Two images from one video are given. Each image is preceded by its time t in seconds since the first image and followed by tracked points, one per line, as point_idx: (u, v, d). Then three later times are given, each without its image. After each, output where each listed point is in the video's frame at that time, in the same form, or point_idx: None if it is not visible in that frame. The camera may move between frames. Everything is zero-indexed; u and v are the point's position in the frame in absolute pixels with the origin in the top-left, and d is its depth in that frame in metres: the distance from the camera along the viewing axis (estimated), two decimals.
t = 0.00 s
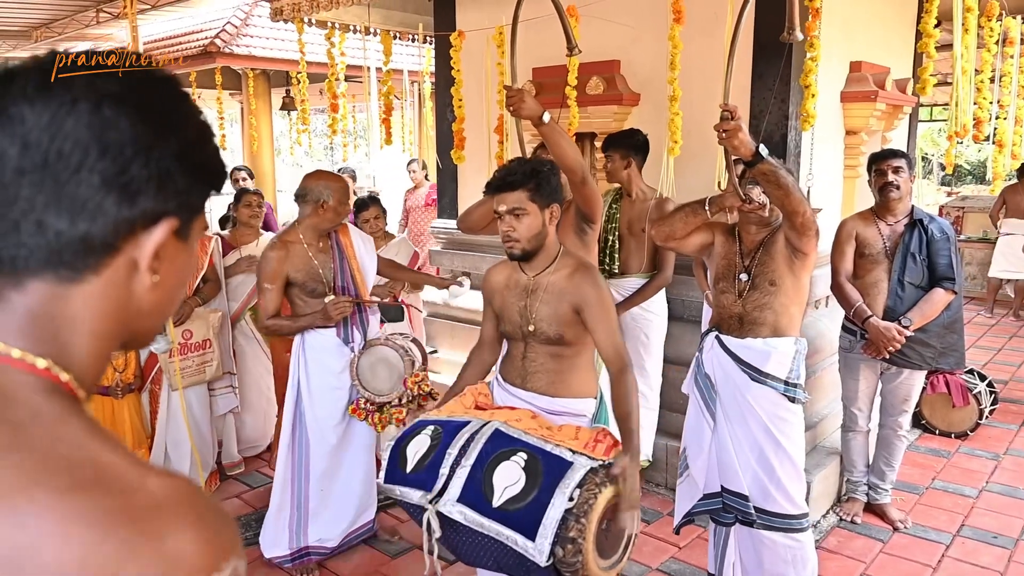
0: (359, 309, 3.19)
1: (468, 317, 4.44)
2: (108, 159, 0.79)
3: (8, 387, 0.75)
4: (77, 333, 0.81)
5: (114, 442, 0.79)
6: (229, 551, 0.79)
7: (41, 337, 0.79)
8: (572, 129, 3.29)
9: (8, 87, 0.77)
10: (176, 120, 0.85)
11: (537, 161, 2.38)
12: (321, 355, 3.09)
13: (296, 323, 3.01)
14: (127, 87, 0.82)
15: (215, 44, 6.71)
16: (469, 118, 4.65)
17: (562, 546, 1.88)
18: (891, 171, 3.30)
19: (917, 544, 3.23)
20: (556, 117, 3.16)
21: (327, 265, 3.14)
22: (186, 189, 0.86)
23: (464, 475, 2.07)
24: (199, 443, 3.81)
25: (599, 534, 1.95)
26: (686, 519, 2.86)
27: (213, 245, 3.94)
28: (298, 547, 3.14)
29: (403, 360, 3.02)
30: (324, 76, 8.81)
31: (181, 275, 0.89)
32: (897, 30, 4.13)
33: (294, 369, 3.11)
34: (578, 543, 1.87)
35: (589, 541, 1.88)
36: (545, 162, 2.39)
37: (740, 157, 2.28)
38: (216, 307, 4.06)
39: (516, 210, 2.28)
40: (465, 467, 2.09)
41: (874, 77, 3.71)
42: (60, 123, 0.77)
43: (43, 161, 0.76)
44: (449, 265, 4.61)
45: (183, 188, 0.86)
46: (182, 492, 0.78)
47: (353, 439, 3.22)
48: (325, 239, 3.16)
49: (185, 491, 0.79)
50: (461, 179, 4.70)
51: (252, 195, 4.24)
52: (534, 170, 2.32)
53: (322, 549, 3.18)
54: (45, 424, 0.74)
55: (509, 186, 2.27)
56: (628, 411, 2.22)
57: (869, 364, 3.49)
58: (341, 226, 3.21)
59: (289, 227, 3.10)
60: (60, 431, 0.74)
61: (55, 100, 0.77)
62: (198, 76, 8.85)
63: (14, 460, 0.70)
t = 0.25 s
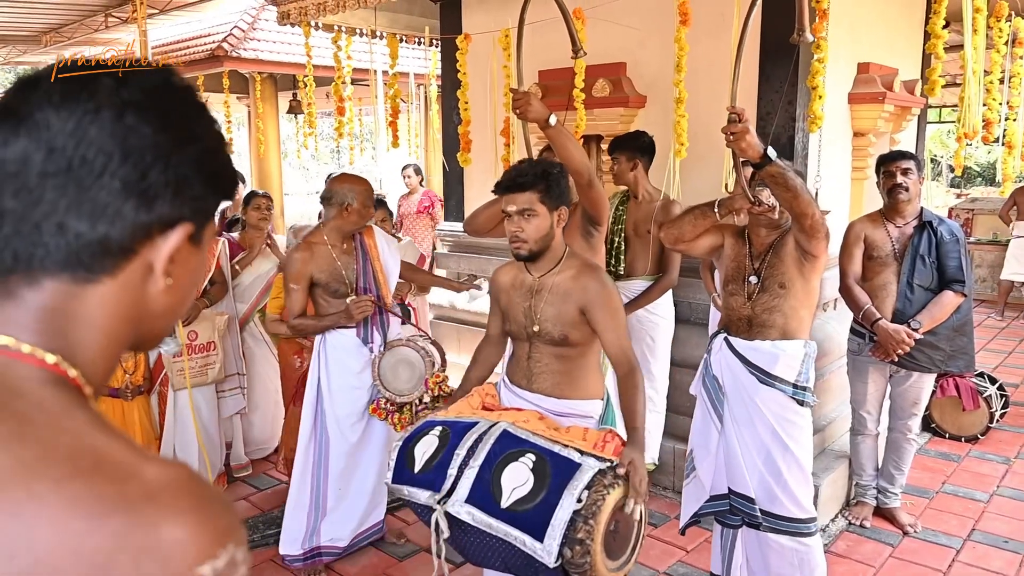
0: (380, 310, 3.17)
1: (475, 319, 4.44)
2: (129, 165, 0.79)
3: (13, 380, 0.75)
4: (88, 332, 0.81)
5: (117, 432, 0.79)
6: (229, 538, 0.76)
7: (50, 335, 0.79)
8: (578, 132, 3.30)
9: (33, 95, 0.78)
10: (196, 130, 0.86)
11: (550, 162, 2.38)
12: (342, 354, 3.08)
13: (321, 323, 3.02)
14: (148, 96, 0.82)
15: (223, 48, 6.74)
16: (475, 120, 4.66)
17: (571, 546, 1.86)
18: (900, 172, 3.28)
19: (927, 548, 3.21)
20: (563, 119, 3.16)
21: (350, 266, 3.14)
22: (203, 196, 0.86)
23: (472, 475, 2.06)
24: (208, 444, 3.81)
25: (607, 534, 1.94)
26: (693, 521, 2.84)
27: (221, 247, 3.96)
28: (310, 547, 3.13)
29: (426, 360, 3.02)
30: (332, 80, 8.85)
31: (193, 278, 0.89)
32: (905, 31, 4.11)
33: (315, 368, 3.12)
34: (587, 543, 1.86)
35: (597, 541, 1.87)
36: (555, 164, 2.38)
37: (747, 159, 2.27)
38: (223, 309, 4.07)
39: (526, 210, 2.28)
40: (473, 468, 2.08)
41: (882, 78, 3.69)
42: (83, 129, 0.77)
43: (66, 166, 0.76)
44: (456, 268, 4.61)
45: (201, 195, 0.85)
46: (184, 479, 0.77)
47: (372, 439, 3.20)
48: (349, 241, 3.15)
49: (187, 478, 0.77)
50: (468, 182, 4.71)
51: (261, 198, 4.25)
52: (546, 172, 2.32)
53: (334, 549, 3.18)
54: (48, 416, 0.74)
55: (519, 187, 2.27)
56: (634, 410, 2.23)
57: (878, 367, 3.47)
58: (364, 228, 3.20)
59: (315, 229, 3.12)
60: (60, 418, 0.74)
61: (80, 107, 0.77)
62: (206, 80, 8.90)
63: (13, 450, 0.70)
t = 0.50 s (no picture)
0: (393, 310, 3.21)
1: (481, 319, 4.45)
2: (115, 158, 0.79)
3: (7, 382, 0.78)
4: (78, 328, 0.83)
5: (110, 436, 0.82)
6: (218, 537, 0.78)
7: (40, 333, 0.81)
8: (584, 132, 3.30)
9: (15, 88, 0.78)
10: (182, 119, 0.86)
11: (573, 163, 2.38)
12: (355, 354, 3.09)
13: (335, 322, 3.03)
14: (131, 86, 0.82)
15: (230, 49, 6.77)
16: (482, 122, 4.66)
17: (583, 554, 1.88)
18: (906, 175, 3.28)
19: (933, 551, 3.20)
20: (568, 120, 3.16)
21: (366, 265, 3.15)
22: (193, 187, 0.86)
23: (483, 482, 2.09)
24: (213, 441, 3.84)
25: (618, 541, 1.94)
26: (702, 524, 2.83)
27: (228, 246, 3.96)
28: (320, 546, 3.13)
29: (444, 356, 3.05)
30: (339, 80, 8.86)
31: (185, 269, 0.89)
32: (912, 33, 4.11)
33: (328, 367, 3.12)
34: (599, 552, 1.87)
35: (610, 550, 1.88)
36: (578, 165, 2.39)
37: (755, 160, 2.26)
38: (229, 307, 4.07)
39: (550, 208, 2.28)
40: (483, 475, 2.09)
41: (889, 80, 3.68)
42: (67, 123, 0.78)
43: (51, 160, 0.77)
44: (461, 269, 4.61)
45: (191, 186, 0.85)
46: (171, 480, 0.79)
47: (383, 437, 3.19)
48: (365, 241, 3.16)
49: (174, 478, 0.79)
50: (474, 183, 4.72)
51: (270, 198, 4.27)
52: (569, 172, 2.32)
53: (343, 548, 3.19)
54: (39, 418, 0.77)
55: (543, 186, 2.26)
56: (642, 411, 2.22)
57: (884, 369, 3.46)
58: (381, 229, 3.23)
59: (331, 228, 3.13)
60: (53, 421, 0.78)
61: (62, 101, 0.78)
62: (213, 81, 8.92)
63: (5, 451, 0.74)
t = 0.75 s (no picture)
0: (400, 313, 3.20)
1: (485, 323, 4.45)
2: (115, 159, 0.79)
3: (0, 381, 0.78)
4: (74, 329, 0.82)
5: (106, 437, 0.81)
6: (221, 530, 0.77)
7: (37, 334, 0.80)
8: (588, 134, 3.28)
9: (8, 86, 0.77)
10: (181, 117, 0.85)
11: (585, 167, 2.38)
12: (361, 357, 3.10)
13: (341, 326, 3.04)
14: (129, 86, 0.81)
15: (235, 53, 6.79)
16: (486, 125, 4.67)
17: (590, 563, 1.90)
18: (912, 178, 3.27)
19: (939, 555, 3.18)
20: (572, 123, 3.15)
21: (372, 269, 3.15)
22: (192, 186, 0.86)
23: (491, 486, 2.10)
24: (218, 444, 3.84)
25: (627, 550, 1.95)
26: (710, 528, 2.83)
27: (233, 249, 3.95)
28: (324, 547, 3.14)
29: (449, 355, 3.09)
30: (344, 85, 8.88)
31: (184, 264, 0.89)
32: (917, 36, 4.10)
33: (333, 370, 3.12)
34: (607, 561, 1.89)
35: (617, 559, 1.89)
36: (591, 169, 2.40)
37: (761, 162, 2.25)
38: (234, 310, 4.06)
39: (560, 212, 2.29)
40: (492, 478, 2.11)
41: (894, 83, 3.67)
42: (65, 125, 0.77)
43: (50, 162, 0.76)
44: (466, 272, 4.62)
45: (189, 185, 0.86)
46: (169, 480, 0.78)
47: (387, 439, 3.20)
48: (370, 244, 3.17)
49: (173, 477, 0.79)
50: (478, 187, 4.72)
51: (279, 202, 4.34)
52: (581, 176, 2.33)
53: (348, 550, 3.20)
54: (34, 418, 0.77)
55: (554, 189, 2.28)
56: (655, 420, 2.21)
57: (890, 372, 3.45)
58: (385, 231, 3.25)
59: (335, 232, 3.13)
60: (45, 421, 0.77)
61: (59, 101, 0.77)
62: (218, 85, 8.94)
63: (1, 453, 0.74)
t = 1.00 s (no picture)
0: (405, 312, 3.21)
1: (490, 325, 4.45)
2: (132, 164, 0.78)
3: (12, 381, 0.76)
4: (84, 330, 0.82)
5: (117, 437, 0.80)
6: (237, 533, 0.77)
7: (46, 334, 0.79)
8: (594, 136, 3.27)
9: (18, 88, 0.75)
10: (190, 118, 0.85)
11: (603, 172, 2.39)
12: (366, 360, 3.11)
13: (348, 327, 3.03)
14: (141, 89, 0.80)
15: (241, 56, 6.80)
16: (490, 127, 4.67)
17: (597, 566, 1.89)
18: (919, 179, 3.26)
19: (947, 558, 3.17)
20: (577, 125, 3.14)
21: (376, 271, 3.16)
22: (201, 187, 0.87)
23: (498, 486, 2.11)
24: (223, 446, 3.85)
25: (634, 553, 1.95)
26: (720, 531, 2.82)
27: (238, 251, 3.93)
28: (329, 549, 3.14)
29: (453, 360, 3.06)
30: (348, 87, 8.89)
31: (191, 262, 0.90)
32: (923, 37, 4.09)
33: (337, 371, 3.13)
34: (615, 564, 1.87)
35: (625, 562, 1.88)
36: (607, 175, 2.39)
37: (768, 162, 2.24)
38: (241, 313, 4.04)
39: (573, 217, 2.29)
40: (499, 479, 2.11)
41: (900, 84, 3.66)
42: (81, 129, 0.75)
43: (67, 167, 0.75)
44: (470, 274, 4.62)
45: (199, 186, 0.86)
46: (185, 479, 0.77)
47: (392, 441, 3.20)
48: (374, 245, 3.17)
49: (189, 477, 0.78)
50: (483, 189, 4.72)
51: (288, 206, 4.42)
52: (597, 182, 2.32)
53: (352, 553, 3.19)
54: (46, 419, 0.75)
55: (569, 194, 2.28)
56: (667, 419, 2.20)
57: (897, 374, 3.44)
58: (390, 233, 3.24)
59: (341, 235, 3.13)
60: (60, 422, 0.76)
61: (75, 106, 0.75)
62: (223, 88, 8.96)
63: (14, 454, 0.72)
